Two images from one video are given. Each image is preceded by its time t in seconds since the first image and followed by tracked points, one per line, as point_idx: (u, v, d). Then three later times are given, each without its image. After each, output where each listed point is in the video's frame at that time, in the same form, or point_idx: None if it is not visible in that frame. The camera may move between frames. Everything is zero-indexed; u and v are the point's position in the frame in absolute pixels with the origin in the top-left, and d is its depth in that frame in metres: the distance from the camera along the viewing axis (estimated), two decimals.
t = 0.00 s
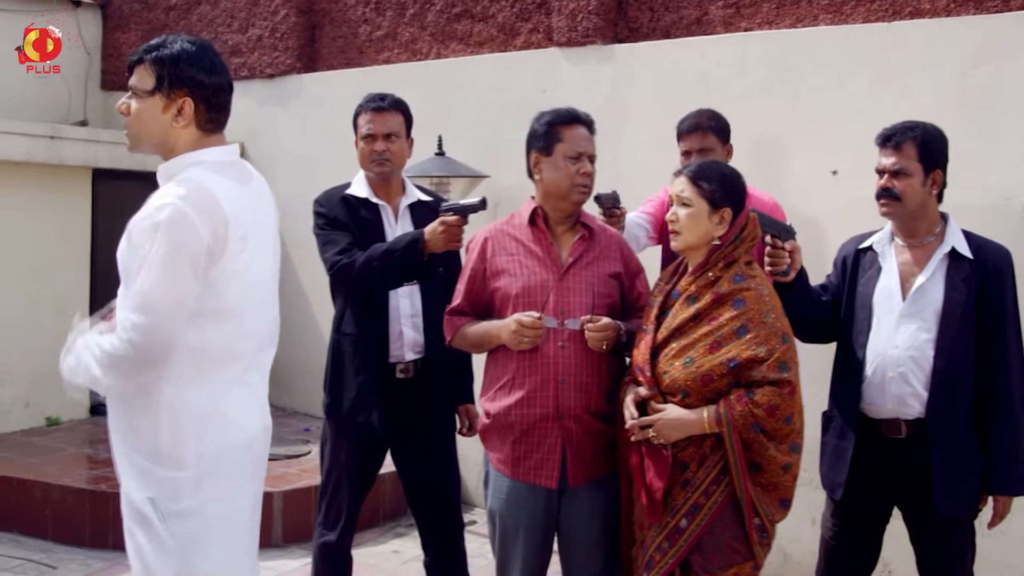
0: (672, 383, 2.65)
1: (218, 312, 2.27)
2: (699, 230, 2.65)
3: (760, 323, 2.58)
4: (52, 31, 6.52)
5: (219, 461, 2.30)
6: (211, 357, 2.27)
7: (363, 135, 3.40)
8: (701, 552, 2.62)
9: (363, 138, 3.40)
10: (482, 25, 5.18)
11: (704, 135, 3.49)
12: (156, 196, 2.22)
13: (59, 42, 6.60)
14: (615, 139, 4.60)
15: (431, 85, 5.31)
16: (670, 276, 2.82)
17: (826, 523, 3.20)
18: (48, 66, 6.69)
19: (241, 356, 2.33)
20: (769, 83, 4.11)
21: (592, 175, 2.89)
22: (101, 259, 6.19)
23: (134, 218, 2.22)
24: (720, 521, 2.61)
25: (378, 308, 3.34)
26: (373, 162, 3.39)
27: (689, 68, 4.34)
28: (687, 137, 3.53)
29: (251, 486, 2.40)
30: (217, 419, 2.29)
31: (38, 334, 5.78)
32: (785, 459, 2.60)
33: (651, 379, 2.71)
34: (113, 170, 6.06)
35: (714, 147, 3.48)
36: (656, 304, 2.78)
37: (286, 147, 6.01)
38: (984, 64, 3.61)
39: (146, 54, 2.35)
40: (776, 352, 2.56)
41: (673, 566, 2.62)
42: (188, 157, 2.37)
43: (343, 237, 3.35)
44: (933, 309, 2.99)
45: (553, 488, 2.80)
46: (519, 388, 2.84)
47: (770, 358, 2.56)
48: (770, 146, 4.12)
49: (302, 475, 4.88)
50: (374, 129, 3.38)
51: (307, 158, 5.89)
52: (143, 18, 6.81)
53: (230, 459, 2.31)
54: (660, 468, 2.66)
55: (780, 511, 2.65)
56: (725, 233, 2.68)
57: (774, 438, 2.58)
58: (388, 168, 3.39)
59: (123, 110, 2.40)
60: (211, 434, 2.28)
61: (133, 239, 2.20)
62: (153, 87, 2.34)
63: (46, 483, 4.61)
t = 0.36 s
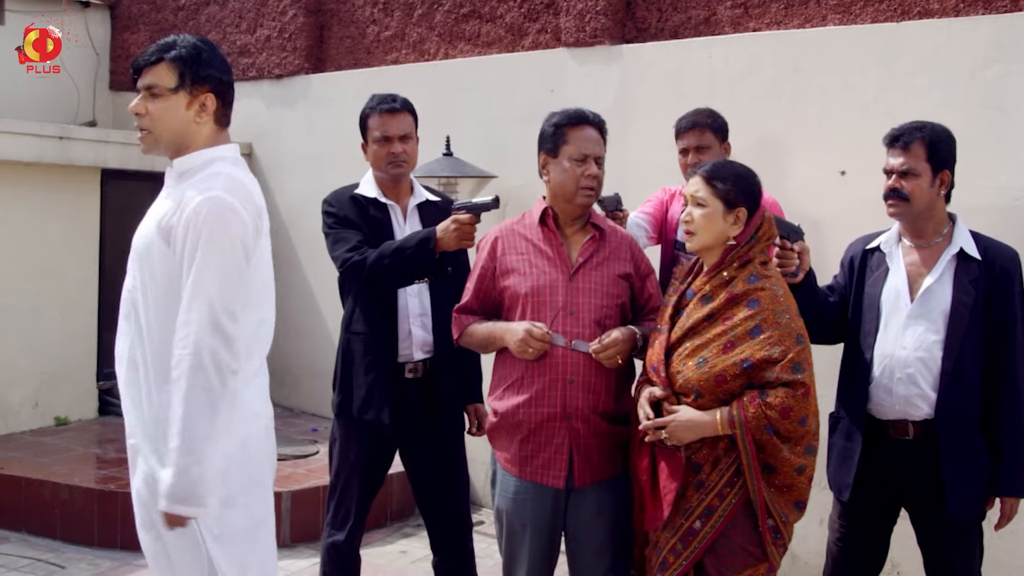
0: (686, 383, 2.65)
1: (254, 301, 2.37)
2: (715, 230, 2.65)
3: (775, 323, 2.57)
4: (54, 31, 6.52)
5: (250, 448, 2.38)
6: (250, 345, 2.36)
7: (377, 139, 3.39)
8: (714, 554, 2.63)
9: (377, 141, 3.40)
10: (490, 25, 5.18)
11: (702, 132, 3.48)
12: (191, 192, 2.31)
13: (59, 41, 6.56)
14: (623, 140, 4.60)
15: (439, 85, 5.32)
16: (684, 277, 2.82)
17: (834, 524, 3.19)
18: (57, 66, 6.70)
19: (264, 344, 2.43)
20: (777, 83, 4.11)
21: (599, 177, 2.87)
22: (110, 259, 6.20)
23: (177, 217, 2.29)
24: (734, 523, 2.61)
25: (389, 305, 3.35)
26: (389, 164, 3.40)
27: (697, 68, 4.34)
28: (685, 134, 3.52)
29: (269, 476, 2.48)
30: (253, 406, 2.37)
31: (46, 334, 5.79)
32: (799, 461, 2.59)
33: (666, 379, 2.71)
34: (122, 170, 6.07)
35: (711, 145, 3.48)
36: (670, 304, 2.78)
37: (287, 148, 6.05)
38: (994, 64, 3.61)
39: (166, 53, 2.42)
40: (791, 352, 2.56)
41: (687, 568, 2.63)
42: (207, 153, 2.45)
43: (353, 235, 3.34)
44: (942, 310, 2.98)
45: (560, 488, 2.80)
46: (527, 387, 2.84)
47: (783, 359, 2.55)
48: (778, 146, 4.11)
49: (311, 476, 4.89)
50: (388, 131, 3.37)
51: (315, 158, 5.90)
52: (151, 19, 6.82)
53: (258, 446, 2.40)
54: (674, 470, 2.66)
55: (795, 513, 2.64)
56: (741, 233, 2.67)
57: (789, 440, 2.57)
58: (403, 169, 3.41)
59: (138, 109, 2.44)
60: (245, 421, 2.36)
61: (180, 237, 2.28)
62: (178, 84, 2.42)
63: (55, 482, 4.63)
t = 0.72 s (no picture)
0: (693, 383, 2.65)
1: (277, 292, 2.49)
2: (724, 231, 2.65)
3: (784, 324, 2.57)
4: (55, 30, 6.50)
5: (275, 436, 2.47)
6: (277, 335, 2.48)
7: (384, 139, 3.39)
8: (721, 556, 2.63)
9: (384, 141, 3.40)
10: (493, 25, 5.19)
11: (692, 131, 3.50)
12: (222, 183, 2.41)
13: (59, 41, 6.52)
14: (626, 140, 4.60)
15: (442, 85, 5.32)
16: (691, 277, 2.82)
17: (837, 524, 3.19)
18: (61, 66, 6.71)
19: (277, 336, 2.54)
20: (781, 83, 4.11)
21: (574, 172, 2.83)
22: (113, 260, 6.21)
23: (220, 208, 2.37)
24: (740, 524, 2.61)
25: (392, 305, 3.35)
26: (395, 164, 3.39)
27: (700, 69, 4.34)
28: (676, 134, 3.54)
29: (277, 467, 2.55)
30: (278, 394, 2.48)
31: (50, 335, 5.80)
32: (807, 463, 2.59)
33: (674, 379, 2.71)
34: (126, 170, 6.08)
35: (702, 144, 3.50)
36: (678, 304, 2.78)
37: (293, 148, 6.03)
38: (998, 64, 3.60)
39: (172, 57, 2.45)
40: (799, 354, 2.55)
41: (693, 569, 2.63)
42: (213, 150, 2.49)
43: (358, 234, 3.35)
44: (946, 309, 2.97)
45: (554, 487, 2.81)
46: (525, 386, 2.85)
47: (792, 361, 2.55)
48: (782, 147, 4.12)
49: (314, 475, 4.89)
50: (394, 132, 3.38)
51: (318, 158, 5.90)
52: (155, 19, 6.83)
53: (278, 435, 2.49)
54: (681, 470, 2.66)
55: (802, 515, 2.64)
56: (751, 234, 2.67)
57: (797, 442, 2.58)
58: (410, 169, 3.41)
59: (148, 115, 2.45)
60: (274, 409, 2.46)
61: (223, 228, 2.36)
62: (187, 86, 2.45)
63: (59, 482, 4.63)
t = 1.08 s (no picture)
0: (695, 385, 2.65)
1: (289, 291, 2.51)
2: (726, 232, 2.65)
3: (786, 326, 2.58)
4: (54, 30, 6.49)
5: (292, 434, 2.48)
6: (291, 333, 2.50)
7: (385, 139, 3.39)
8: (721, 557, 2.63)
9: (385, 141, 3.40)
10: (493, 25, 5.19)
11: (676, 129, 3.52)
12: (245, 181, 2.42)
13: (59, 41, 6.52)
14: (626, 140, 4.60)
15: (442, 86, 5.32)
16: (692, 278, 2.82)
17: (837, 524, 3.19)
18: (62, 67, 6.71)
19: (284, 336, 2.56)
20: (781, 84, 4.11)
21: (552, 165, 2.83)
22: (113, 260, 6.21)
23: (249, 205, 2.39)
24: (740, 526, 2.61)
25: (393, 305, 3.34)
26: (395, 164, 3.39)
27: (700, 69, 4.34)
28: (660, 133, 3.55)
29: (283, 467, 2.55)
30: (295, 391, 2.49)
31: (50, 335, 5.80)
32: (808, 465, 2.59)
33: (675, 381, 2.71)
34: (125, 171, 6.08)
35: (687, 141, 3.50)
36: (679, 305, 2.78)
37: (293, 148, 6.03)
38: (998, 64, 3.61)
39: (182, 63, 2.44)
40: (801, 356, 2.56)
41: (693, 571, 2.63)
42: (226, 152, 2.49)
43: (360, 234, 3.35)
44: (946, 310, 2.97)
45: (550, 487, 2.81)
46: (519, 386, 2.86)
47: (793, 363, 2.55)
48: (782, 146, 4.12)
49: (314, 476, 4.90)
50: (394, 132, 3.38)
51: (318, 158, 5.90)
52: (155, 19, 6.83)
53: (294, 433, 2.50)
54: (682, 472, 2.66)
55: (803, 517, 2.64)
56: (752, 233, 2.68)
57: (798, 444, 2.58)
58: (410, 169, 3.41)
59: (161, 123, 2.43)
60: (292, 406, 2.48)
61: (253, 225, 2.38)
62: (198, 91, 2.46)
63: (58, 482, 4.63)
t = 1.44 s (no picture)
0: (695, 386, 2.65)
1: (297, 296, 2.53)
2: (727, 232, 2.65)
3: (786, 327, 2.58)
4: (54, 30, 6.49)
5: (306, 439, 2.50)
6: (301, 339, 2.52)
7: (383, 139, 3.39)
8: (722, 559, 2.62)
9: (383, 141, 3.40)
10: (493, 25, 5.19)
11: (670, 128, 3.51)
12: (265, 188, 2.42)
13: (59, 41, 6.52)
14: (626, 140, 4.60)
15: (442, 86, 5.31)
16: (692, 279, 2.82)
17: (837, 525, 3.19)
18: (62, 67, 6.71)
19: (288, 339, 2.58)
20: (781, 84, 4.11)
21: (546, 166, 2.83)
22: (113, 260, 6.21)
23: (274, 213, 2.40)
24: (740, 528, 2.61)
25: (393, 305, 3.34)
26: (393, 164, 3.39)
27: (700, 69, 4.34)
28: (654, 132, 3.54)
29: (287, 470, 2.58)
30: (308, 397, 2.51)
31: (50, 335, 5.79)
32: (809, 466, 2.59)
33: (675, 383, 2.71)
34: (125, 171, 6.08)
35: (681, 140, 3.49)
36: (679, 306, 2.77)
37: (293, 148, 6.02)
38: (998, 64, 3.61)
39: (205, 64, 2.43)
40: (801, 357, 2.56)
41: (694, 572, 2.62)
42: (242, 155, 2.49)
43: (360, 235, 3.35)
44: (946, 311, 2.97)
45: (551, 487, 2.81)
46: (517, 387, 2.86)
47: (794, 364, 2.55)
48: (782, 147, 4.12)
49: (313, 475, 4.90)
50: (393, 131, 3.38)
51: (318, 158, 5.90)
52: (155, 19, 6.83)
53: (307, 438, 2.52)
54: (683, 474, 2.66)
55: (804, 518, 2.63)
56: (752, 234, 2.68)
57: (799, 445, 2.58)
58: (408, 170, 3.40)
59: (184, 123, 2.42)
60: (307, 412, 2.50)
61: (278, 234, 2.39)
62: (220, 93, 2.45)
63: (58, 482, 4.63)
